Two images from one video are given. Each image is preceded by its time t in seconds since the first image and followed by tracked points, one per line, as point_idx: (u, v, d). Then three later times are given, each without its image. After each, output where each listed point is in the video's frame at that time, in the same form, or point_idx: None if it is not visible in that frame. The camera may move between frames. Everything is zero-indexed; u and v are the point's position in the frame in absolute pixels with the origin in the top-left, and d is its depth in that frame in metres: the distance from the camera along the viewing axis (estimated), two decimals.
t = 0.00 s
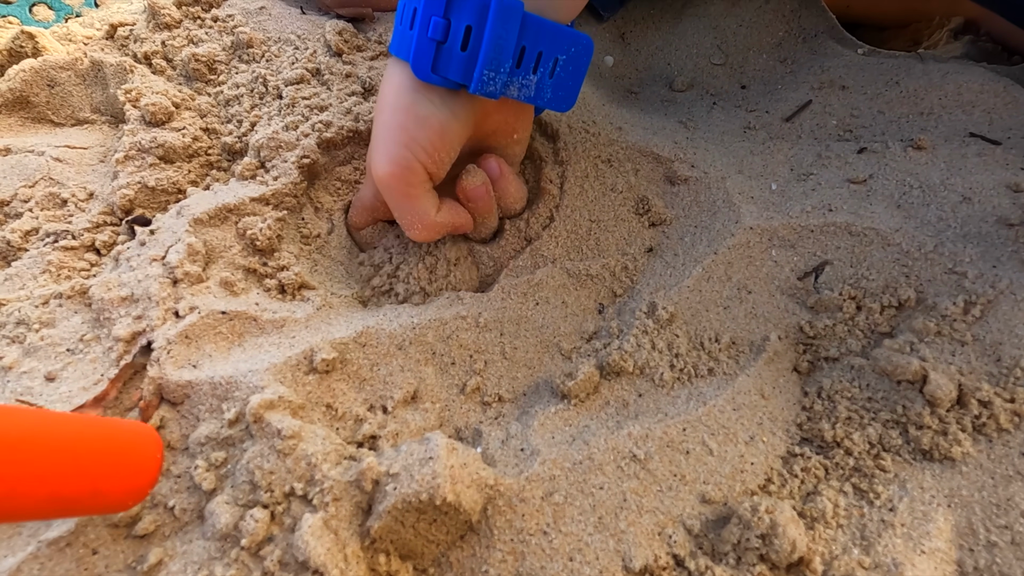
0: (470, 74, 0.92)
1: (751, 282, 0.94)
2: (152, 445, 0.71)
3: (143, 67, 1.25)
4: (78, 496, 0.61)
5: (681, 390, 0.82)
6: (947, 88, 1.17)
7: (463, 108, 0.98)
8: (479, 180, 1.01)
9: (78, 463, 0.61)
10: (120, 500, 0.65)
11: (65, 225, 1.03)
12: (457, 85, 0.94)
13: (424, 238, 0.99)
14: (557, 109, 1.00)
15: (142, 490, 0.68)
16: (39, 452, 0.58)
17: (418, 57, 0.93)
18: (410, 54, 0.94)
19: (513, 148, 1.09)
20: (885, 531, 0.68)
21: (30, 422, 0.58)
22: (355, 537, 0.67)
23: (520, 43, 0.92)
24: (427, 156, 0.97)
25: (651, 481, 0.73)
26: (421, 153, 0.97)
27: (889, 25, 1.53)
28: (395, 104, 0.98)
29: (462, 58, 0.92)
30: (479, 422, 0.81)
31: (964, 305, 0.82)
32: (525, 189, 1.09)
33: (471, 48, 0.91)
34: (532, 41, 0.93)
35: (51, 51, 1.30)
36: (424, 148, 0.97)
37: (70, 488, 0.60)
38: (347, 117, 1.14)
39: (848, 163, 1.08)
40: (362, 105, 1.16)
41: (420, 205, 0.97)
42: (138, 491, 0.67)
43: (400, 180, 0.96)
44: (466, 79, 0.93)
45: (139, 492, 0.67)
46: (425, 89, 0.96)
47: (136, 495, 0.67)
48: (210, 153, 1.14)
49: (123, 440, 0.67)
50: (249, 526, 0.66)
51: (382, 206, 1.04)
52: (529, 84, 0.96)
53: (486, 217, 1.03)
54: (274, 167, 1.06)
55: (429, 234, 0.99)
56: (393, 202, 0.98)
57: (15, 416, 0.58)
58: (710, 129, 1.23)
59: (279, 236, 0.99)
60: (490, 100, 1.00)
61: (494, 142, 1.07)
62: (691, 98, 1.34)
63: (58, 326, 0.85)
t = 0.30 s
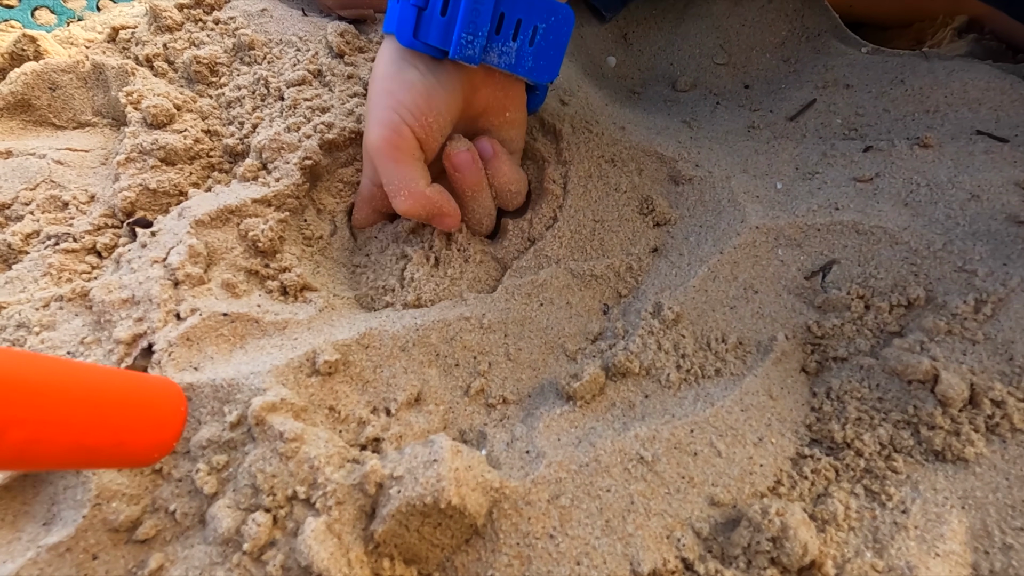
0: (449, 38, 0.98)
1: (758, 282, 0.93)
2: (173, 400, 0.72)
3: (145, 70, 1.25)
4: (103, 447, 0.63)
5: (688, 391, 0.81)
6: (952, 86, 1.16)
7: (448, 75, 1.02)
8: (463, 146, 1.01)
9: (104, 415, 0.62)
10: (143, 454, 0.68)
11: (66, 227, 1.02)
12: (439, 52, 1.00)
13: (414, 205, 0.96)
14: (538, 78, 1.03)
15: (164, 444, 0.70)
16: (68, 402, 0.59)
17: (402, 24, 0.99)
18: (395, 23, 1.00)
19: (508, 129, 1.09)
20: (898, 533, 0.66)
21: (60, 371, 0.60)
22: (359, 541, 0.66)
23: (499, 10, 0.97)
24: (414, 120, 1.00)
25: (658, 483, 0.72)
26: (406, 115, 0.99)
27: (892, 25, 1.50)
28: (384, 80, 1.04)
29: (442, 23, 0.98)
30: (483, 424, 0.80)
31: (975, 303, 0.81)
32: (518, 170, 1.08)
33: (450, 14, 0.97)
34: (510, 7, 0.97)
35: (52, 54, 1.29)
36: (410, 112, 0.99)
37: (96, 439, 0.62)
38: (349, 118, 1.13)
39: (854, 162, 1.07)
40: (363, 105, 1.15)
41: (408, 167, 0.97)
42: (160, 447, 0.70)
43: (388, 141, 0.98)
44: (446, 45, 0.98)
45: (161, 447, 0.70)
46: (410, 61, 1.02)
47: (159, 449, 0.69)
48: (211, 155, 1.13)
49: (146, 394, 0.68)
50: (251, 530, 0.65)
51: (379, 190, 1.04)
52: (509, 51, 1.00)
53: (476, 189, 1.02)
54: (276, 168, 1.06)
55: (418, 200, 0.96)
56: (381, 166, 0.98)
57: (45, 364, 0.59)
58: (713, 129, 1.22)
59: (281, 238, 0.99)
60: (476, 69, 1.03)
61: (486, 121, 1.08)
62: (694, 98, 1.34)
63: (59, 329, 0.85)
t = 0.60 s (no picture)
0: (461, 66, 0.96)
1: (758, 286, 0.93)
2: (177, 404, 0.73)
3: (148, 77, 1.25)
4: (108, 446, 0.65)
5: (689, 395, 0.81)
6: (951, 90, 1.16)
7: (464, 103, 1.01)
8: (466, 168, 1.04)
9: (108, 416, 0.64)
10: (147, 455, 0.69)
11: (70, 233, 1.03)
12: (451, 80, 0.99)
13: (420, 228, 0.98)
14: (548, 106, 1.03)
15: (169, 445, 0.72)
16: (72, 402, 0.61)
17: (412, 50, 0.98)
18: (406, 46, 0.99)
19: (513, 154, 1.09)
20: (900, 537, 0.66)
21: (64, 372, 0.61)
22: (360, 546, 0.66)
23: (511, 39, 0.96)
24: (427, 149, 0.99)
25: (660, 487, 0.72)
26: (421, 144, 0.99)
27: (891, 28, 1.50)
28: (399, 97, 1.02)
29: (453, 51, 0.96)
30: (485, 429, 0.81)
31: (975, 307, 0.81)
32: (517, 196, 1.09)
33: (463, 42, 0.95)
34: (522, 36, 0.96)
35: (56, 62, 1.30)
36: (423, 139, 0.99)
37: (100, 439, 0.64)
38: (350, 123, 1.14)
39: (854, 166, 1.08)
40: (365, 111, 1.16)
41: (418, 198, 0.99)
42: (165, 448, 0.71)
43: (401, 168, 0.98)
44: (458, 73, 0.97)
45: (165, 447, 0.71)
46: (423, 84, 1.01)
47: (163, 450, 0.71)
48: (214, 161, 1.14)
49: (152, 396, 0.70)
50: (254, 535, 0.66)
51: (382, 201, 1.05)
52: (520, 79, 0.99)
53: (472, 211, 1.04)
54: (278, 174, 1.06)
55: (426, 224, 0.98)
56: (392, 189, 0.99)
57: (52, 366, 0.61)
58: (714, 133, 1.22)
59: (284, 243, 0.99)
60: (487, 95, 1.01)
61: (492, 145, 1.07)
62: (694, 102, 1.34)
63: (62, 335, 0.85)
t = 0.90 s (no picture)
0: (465, 84, 0.95)
1: (761, 288, 0.93)
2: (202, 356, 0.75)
3: (152, 82, 1.26)
4: (147, 397, 0.66)
5: (693, 398, 0.81)
6: (953, 92, 1.16)
7: (467, 121, 1.00)
8: (467, 184, 1.03)
9: (147, 368, 0.65)
10: (175, 406, 0.70)
11: (75, 238, 1.03)
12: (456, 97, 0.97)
13: (419, 243, 0.98)
14: (553, 127, 1.00)
15: (198, 396, 0.73)
16: (106, 352, 0.60)
17: (418, 65, 0.97)
18: (412, 62, 0.98)
19: (515, 170, 1.08)
20: (905, 540, 0.66)
21: (97, 318, 0.61)
22: (364, 549, 0.66)
23: (517, 59, 0.94)
24: (429, 164, 0.99)
25: (663, 490, 0.72)
26: (423, 160, 0.99)
27: (892, 31, 1.51)
28: (403, 110, 1.02)
29: (458, 69, 0.95)
30: (488, 431, 0.81)
31: (979, 308, 0.81)
32: (518, 212, 1.09)
33: (468, 61, 0.94)
34: (529, 56, 0.94)
35: (62, 67, 1.31)
36: (424, 155, 0.99)
37: (133, 388, 0.64)
38: (353, 128, 1.14)
39: (856, 168, 1.08)
40: (367, 116, 1.16)
41: (418, 212, 0.99)
42: (194, 399, 0.73)
43: (402, 183, 0.99)
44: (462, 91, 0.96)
45: (194, 399, 0.73)
46: (427, 100, 1.00)
47: (193, 401, 0.73)
48: (217, 165, 1.14)
49: (181, 351, 0.71)
50: (258, 538, 0.66)
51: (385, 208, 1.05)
52: (526, 99, 0.97)
53: (472, 226, 1.04)
54: (281, 178, 1.07)
55: (426, 238, 0.98)
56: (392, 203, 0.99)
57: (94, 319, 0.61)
58: (715, 136, 1.22)
59: (287, 247, 1.00)
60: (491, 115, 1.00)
61: (495, 161, 1.07)
62: (696, 106, 1.34)
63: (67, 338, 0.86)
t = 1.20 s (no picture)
0: (480, 83, 0.95)
1: (775, 286, 0.93)
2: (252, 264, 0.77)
3: (166, 84, 1.27)
4: (209, 293, 0.69)
5: (708, 395, 0.81)
6: (963, 90, 1.16)
7: (480, 121, 1.00)
8: (479, 185, 1.03)
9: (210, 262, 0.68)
10: (225, 301, 0.71)
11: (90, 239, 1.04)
12: (471, 95, 0.98)
13: (431, 241, 0.98)
14: (567, 126, 1.01)
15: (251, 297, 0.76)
16: (176, 247, 0.63)
17: (433, 64, 0.97)
18: (427, 61, 0.98)
19: (527, 171, 1.09)
20: (924, 536, 0.66)
21: (151, 208, 0.62)
22: (384, 546, 0.67)
23: (532, 58, 0.94)
24: (441, 162, 0.99)
25: (681, 487, 0.72)
26: (435, 157, 0.99)
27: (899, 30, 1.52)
28: (417, 108, 1.02)
29: (472, 68, 0.95)
30: (504, 429, 0.81)
31: (994, 305, 0.81)
32: (530, 212, 1.09)
33: (483, 59, 0.94)
34: (543, 56, 0.95)
35: (76, 71, 1.32)
36: (438, 153, 0.99)
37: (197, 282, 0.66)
38: (365, 129, 1.15)
39: (867, 167, 1.08)
40: (379, 117, 1.17)
41: (429, 210, 0.99)
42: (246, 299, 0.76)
43: (413, 180, 0.99)
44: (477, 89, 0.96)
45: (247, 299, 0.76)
46: (440, 99, 1.00)
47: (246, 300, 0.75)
48: (231, 166, 1.15)
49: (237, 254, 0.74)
50: (279, 535, 0.66)
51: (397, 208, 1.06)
52: (540, 99, 0.97)
53: (484, 226, 1.04)
54: (295, 179, 1.08)
55: (436, 237, 0.98)
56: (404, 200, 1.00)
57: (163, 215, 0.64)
58: (725, 136, 1.23)
59: (302, 247, 1.00)
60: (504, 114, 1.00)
61: (508, 161, 1.07)
62: (705, 106, 1.34)
63: (85, 338, 0.86)
